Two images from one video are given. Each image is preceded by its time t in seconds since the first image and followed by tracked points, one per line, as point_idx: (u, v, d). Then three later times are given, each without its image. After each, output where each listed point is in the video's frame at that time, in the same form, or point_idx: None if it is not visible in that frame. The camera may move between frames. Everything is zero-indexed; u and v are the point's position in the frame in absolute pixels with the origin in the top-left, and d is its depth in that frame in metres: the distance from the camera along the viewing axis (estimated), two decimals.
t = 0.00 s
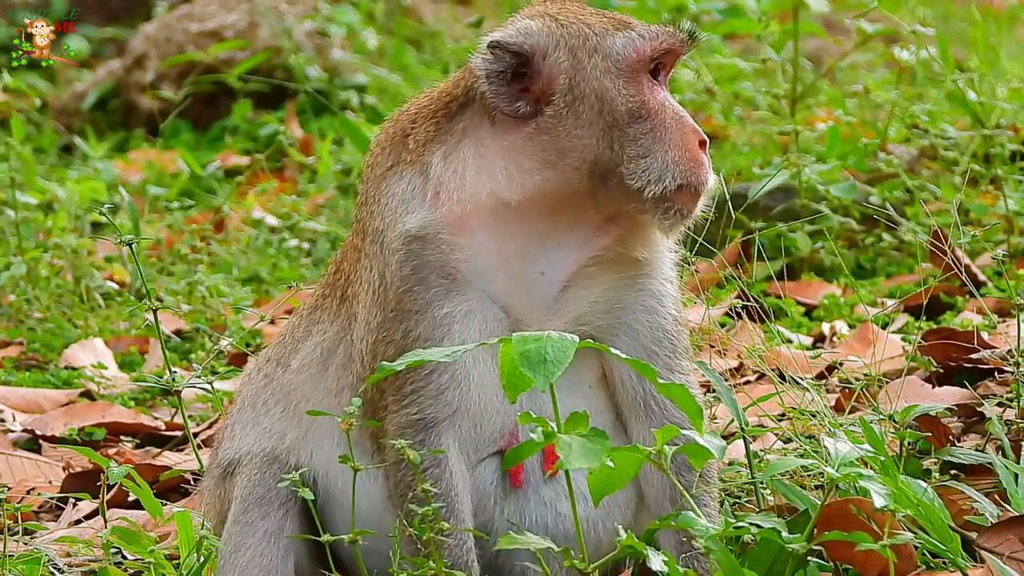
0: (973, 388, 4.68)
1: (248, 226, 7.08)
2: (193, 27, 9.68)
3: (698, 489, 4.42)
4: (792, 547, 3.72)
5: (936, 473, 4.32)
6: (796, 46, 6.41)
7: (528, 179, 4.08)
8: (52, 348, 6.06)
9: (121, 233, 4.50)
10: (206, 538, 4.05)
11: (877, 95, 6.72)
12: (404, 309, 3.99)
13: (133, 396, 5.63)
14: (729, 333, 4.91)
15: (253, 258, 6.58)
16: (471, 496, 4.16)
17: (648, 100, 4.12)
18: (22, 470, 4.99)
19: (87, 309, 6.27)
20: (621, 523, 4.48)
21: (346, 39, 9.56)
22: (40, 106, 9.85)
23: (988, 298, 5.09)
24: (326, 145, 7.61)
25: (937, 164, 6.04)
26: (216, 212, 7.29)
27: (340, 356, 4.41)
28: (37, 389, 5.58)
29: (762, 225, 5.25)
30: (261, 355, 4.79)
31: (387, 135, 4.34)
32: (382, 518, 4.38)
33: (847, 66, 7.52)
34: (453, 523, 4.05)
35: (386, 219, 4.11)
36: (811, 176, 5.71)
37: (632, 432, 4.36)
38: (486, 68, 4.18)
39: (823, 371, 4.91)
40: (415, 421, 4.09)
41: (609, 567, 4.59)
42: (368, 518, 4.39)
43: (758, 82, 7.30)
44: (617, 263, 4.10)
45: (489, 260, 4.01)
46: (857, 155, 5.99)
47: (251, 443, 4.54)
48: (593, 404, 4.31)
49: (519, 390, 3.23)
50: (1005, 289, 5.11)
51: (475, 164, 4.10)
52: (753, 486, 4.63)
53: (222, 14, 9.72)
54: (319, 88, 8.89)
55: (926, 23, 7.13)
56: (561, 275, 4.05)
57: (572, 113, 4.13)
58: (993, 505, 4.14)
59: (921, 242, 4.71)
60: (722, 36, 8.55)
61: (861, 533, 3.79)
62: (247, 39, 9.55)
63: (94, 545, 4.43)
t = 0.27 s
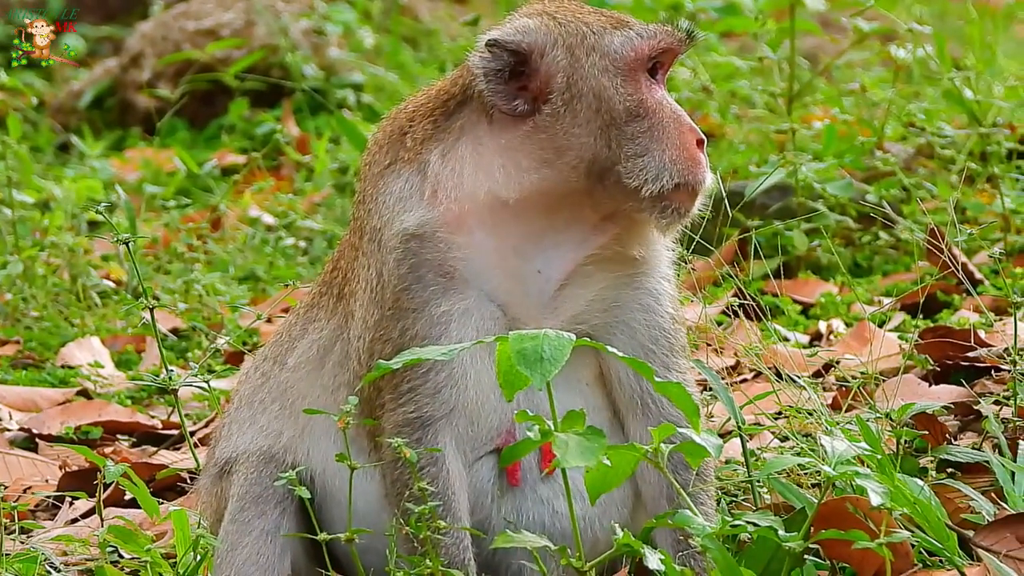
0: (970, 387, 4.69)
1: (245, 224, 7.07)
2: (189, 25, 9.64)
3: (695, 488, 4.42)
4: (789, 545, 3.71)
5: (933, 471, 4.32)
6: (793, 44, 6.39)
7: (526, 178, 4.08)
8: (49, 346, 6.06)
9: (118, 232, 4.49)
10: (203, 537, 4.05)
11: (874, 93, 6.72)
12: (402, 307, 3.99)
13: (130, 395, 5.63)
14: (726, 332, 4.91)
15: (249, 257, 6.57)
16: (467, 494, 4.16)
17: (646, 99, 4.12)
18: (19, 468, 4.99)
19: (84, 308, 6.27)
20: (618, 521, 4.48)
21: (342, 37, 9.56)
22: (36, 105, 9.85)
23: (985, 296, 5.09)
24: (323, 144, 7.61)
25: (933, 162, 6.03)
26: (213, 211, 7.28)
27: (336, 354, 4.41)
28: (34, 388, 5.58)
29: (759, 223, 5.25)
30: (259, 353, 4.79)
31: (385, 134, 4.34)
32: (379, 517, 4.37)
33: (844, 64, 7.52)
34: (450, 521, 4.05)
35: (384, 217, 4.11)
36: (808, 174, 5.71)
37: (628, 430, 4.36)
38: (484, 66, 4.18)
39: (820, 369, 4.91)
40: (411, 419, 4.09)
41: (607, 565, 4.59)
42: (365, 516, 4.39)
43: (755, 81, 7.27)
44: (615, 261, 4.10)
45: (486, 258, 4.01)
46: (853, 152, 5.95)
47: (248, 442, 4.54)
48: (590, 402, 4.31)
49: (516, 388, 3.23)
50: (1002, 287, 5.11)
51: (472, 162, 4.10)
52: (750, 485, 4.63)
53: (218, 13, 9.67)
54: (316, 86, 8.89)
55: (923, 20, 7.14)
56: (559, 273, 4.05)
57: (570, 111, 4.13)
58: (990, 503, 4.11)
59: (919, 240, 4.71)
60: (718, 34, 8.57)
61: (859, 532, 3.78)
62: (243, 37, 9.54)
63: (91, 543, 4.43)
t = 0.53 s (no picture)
0: (967, 384, 4.69)
1: (242, 221, 7.09)
2: (187, 23, 9.67)
3: (693, 485, 4.42)
4: (787, 542, 3.68)
5: (930, 469, 4.32)
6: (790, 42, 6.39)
7: (522, 176, 4.07)
8: (47, 343, 6.07)
9: (116, 228, 4.49)
10: (200, 533, 4.05)
11: (872, 91, 6.72)
12: (400, 305, 3.99)
13: (127, 392, 5.64)
14: (723, 329, 4.90)
15: (247, 254, 6.58)
16: (466, 492, 4.16)
17: (640, 97, 4.12)
18: (16, 465, 5.00)
19: (81, 304, 6.28)
20: (616, 518, 4.48)
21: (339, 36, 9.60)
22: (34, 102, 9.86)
23: (982, 294, 5.09)
24: (320, 141, 7.61)
25: (931, 160, 6.03)
26: (210, 207, 7.29)
27: (334, 351, 4.41)
28: (31, 384, 5.59)
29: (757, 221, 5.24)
30: (258, 350, 4.79)
31: (383, 131, 4.33)
32: (377, 513, 4.38)
33: (841, 62, 7.53)
34: (448, 518, 4.04)
35: (382, 215, 4.10)
36: (805, 172, 5.71)
37: (627, 427, 4.36)
38: (479, 64, 4.18)
39: (818, 367, 4.90)
40: (410, 416, 4.08)
41: (604, 562, 4.59)
42: (363, 513, 4.39)
43: (751, 79, 7.28)
44: (613, 260, 4.10)
45: (484, 256, 4.00)
46: (851, 150, 6.00)
47: (246, 439, 4.54)
48: (588, 399, 4.31)
49: (514, 385, 3.23)
50: (1000, 285, 5.11)
51: (470, 160, 4.09)
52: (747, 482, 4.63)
53: (216, 10, 9.70)
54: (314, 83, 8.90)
55: (921, 18, 7.14)
56: (557, 271, 4.04)
57: (564, 110, 4.13)
58: (988, 501, 4.10)
59: (916, 238, 4.70)
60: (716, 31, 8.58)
61: (856, 529, 3.78)
62: (240, 35, 9.55)
63: (89, 540, 4.44)
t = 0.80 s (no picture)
0: (960, 386, 4.69)
1: (235, 222, 7.10)
2: (180, 23, 9.65)
3: (686, 486, 4.42)
4: (780, 544, 3.69)
5: (923, 471, 4.32)
6: (783, 44, 6.39)
7: (506, 180, 4.04)
8: (39, 343, 6.06)
9: (109, 228, 4.49)
10: (193, 534, 4.04)
11: (864, 92, 6.73)
12: (392, 307, 3.99)
13: (120, 393, 5.63)
14: (716, 330, 4.90)
15: (240, 254, 6.58)
16: (459, 493, 4.15)
17: (615, 101, 4.04)
18: (8, 466, 5.00)
19: (74, 305, 6.28)
20: (609, 520, 4.49)
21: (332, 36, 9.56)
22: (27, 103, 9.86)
23: (975, 296, 5.10)
24: (314, 142, 7.62)
25: (924, 161, 6.04)
26: (203, 208, 7.28)
27: (327, 353, 4.41)
28: (24, 385, 5.58)
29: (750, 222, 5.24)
30: (251, 350, 4.79)
31: (376, 133, 4.34)
32: (370, 515, 4.37)
33: (835, 63, 7.54)
34: (441, 520, 4.05)
35: (374, 219, 4.11)
36: (798, 173, 5.71)
37: (621, 428, 4.36)
38: (459, 67, 4.20)
39: (811, 368, 4.90)
40: (403, 418, 4.09)
41: (597, 564, 4.59)
42: (356, 514, 4.39)
43: (745, 79, 7.28)
44: (602, 263, 4.07)
45: (476, 259, 4.01)
46: (844, 152, 6.03)
47: (239, 439, 4.54)
48: (582, 401, 4.31)
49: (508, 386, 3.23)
50: (992, 287, 5.11)
51: (457, 162, 4.06)
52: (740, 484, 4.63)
53: (209, 10, 9.69)
54: (306, 84, 8.87)
55: (914, 19, 7.15)
56: (548, 274, 4.03)
57: (541, 114, 4.10)
58: (980, 503, 4.13)
59: (910, 239, 4.70)
60: (710, 32, 8.59)
61: (848, 531, 3.78)
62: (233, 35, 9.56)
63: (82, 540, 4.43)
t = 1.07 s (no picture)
0: (954, 382, 4.69)
1: (229, 219, 7.10)
2: (174, 21, 9.66)
3: (680, 483, 4.42)
4: (774, 541, 3.66)
5: (917, 467, 4.31)
6: (776, 41, 6.39)
7: (477, 181, 4.06)
8: (33, 342, 6.06)
9: (102, 227, 4.50)
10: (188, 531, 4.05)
11: (858, 89, 6.73)
12: (378, 309, 4.00)
13: (114, 390, 5.64)
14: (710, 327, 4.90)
15: (233, 252, 6.58)
16: (451, 490, 4.15)
17: (563, 101, 4.05)
18: (3, 464, 5.01)
19: (67, 302, 6.27)
20: (603, 517, 4.49)
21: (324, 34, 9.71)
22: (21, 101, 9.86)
23: (969, 292, 5.10)
24: (307, 139, 7.62)
25: (917, 158, 6.04)
26: (197, 206, 7.29)
27: (318, 352, 4.41)
28: (17, 383, 5.58)
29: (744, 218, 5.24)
30: (245, 348, 4.81)
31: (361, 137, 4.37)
32: (364, 512, 4.37)
33: (828, 60, 7.56)
34: (435, 517, 4.04)
35: (359, 222, 4.13)
36: (792, 169, 5.70)
37: (614, 425, 4.36)
38: (422, 69, 4.25)
39: (805, 365, 4.90)
40: (392, 416, 4.10)
41: (591, 561, 4.59)
42: (349, 512, 4.39)
43: (738, 77, 7.29)
44: (582, 262, 4.07)
45: (460, 259, 4.00)
46: (838, 148, 6.06)
47: (232, 437, 4.55)
48: (574, 398, 4.31)
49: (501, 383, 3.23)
50: (986, 283, 5.11)
51: (432, 163, 4.09)
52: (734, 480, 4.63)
53: (203, 8, 9.65)
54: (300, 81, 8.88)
55: (907, 16, 7.17)
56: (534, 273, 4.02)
57: (492, 117, 4.14)
58: (975, 499, 4.12)
59: (903, 236, 4.70)
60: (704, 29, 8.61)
61: (842, 527, 3.77)
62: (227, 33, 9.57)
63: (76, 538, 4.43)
